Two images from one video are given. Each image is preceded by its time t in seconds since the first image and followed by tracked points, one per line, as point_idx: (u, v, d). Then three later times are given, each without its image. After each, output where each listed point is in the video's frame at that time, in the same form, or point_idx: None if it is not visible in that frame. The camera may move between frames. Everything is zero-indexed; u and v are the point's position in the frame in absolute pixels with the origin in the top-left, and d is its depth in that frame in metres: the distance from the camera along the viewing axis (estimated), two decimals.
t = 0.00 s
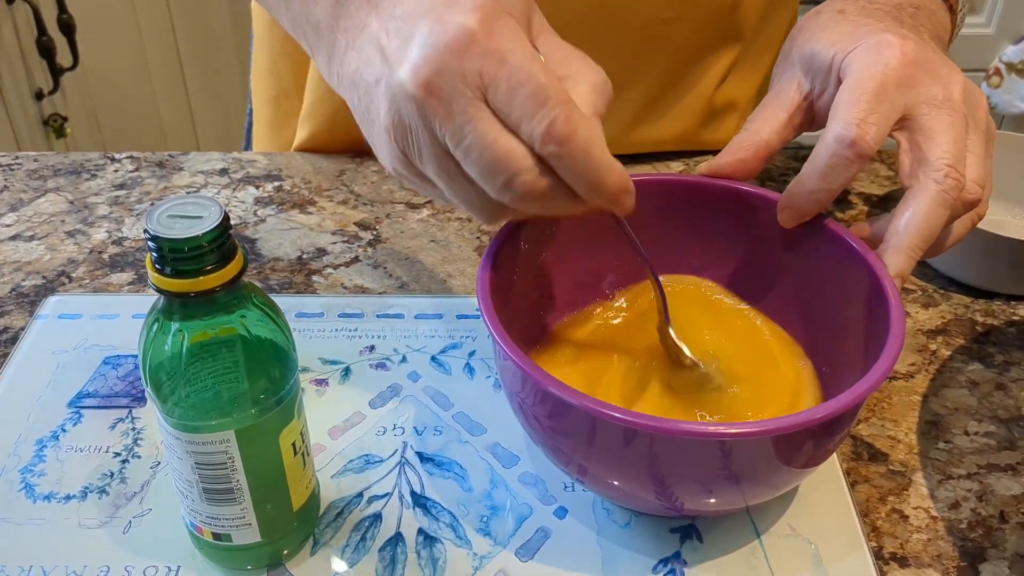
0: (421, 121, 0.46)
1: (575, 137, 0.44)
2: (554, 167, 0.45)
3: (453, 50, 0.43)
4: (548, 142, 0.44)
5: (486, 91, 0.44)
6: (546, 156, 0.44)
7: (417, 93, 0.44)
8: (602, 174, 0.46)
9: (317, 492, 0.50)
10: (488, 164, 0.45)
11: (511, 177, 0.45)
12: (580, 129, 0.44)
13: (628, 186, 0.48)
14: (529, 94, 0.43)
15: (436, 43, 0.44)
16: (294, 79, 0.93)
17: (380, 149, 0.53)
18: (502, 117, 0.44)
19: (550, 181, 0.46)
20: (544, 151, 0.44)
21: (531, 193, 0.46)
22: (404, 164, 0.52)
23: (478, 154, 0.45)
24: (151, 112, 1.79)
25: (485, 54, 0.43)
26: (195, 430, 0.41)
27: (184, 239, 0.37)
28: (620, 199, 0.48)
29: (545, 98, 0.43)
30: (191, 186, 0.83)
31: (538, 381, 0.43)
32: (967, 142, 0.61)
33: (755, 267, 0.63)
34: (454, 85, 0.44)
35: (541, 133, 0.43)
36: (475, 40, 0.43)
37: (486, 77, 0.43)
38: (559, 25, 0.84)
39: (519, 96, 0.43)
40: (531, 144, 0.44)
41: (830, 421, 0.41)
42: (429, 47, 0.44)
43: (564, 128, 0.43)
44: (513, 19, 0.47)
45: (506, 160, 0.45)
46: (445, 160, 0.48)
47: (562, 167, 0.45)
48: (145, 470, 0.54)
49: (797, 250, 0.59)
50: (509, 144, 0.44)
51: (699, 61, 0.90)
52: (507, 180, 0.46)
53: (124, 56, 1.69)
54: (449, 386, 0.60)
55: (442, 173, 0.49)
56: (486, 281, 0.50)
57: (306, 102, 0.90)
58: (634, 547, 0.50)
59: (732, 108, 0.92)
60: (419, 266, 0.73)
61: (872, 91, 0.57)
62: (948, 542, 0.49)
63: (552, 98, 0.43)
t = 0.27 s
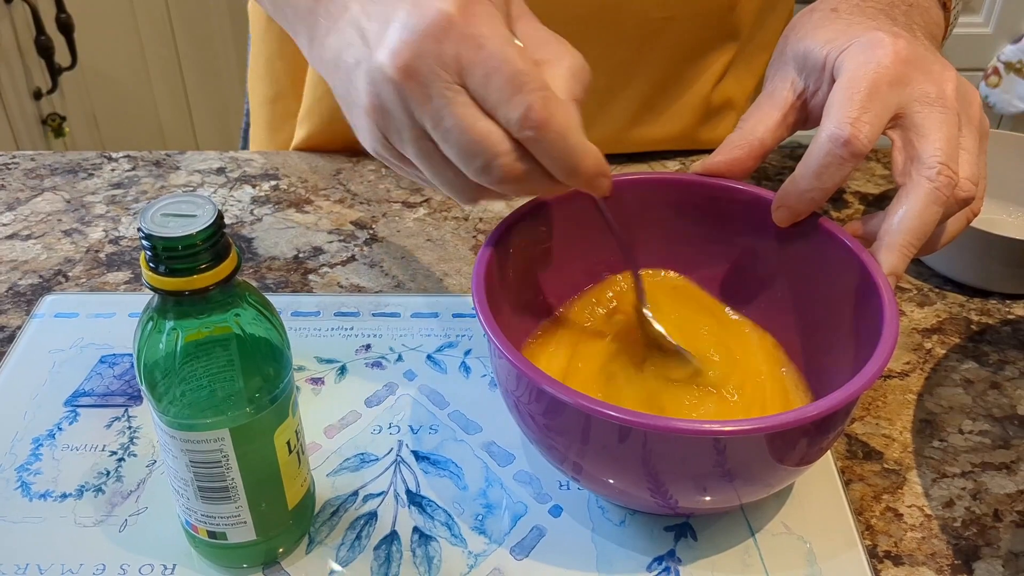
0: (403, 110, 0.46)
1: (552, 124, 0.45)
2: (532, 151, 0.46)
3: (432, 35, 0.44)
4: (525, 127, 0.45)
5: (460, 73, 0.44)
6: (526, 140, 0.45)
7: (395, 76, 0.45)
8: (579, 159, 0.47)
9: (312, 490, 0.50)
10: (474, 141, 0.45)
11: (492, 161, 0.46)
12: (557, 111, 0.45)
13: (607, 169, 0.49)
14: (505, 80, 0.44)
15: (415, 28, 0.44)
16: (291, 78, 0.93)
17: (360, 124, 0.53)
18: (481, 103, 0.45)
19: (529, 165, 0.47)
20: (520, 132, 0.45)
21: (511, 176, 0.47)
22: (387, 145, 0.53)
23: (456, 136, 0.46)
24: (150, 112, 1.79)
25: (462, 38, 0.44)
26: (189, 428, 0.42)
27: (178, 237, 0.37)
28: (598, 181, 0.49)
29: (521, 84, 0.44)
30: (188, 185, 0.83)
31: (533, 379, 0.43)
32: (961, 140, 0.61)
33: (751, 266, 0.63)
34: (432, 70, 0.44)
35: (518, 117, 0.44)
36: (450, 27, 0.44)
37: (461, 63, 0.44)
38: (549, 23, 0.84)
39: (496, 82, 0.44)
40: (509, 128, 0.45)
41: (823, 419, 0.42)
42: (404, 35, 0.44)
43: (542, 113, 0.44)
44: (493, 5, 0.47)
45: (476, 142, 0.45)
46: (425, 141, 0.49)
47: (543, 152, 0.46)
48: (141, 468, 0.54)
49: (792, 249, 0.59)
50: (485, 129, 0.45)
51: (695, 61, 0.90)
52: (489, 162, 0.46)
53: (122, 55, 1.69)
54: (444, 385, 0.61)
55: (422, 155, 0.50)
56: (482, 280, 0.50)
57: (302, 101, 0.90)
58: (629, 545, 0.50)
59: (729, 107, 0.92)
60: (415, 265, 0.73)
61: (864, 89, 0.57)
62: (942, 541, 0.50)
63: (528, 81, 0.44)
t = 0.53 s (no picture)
0: (367, 98, 0.45)
1: (516, 112, 0.44)
2: (497, 142, 0.46)
3: (395, 21, 0.42)
4: (487, 117, 0.44)
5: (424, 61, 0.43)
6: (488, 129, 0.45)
7: (360, 62, 0.43)
8: (541, 145, 0.46)
9: (312, 491, 0.50)
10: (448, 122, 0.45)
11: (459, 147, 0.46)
12: (521, 103, 0.44)
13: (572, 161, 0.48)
14: (469, 70, 0.42)
15: (379, 13, 0.42)
16: (290, 79, 0.93)
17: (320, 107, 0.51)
18: (445, 90, 0.44)
19: (490, 154, 0.47)
20: (485, 123, 0.44)
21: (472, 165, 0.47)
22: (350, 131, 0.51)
23: (418, 124, 0.45)
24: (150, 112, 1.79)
25: (425, 22, 0.42)
26: (189, 429, 0.42)
27: (178, 239, 0.37)
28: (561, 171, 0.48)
29: (484, 73, 0.43)
30: (188, 186, 0.83)
31: (533, 379, 0.43)
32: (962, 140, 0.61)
33: (751, 267, 0.63)
34: (395, 53, 0.43)
35: (481, 108, 0.43)
36: (414, 11, 0.42)
37: (425, 54, 0.43)
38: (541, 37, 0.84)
39: (460, 70, 0.42)
40: (471, 116, 0.44)
41: (823, 420, 0.42)
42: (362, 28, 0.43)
43: (505, 104, 0.43)
44: None
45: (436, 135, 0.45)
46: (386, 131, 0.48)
47: (504, 142, 0.45)
48: (140, 469, 0.54)
49: (792, 249, 0.60)
50: (444, 116, 0.44)
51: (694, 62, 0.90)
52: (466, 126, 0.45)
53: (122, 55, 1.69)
54: (444, 385, 0.61)
55: (384, 143, 0.49)
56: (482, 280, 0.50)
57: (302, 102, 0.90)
58: (629, 546, 0.50)
59: (731, 109, 0.93)
60: (414, 266, 0.73)
61: (866, 90, 0.57)
62: (941, 542, 0.50)
63: (492, 71, 0.43)
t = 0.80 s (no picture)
0: (322, 101, 0.44)
1: (474, 122, 0.44)
2: (450, 148, 0.46)
3: (354, 25, 0.41)
4: (444, 125, 0.44)
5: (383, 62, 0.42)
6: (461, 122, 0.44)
7: (312, 63, 0.42)
8: (500, 160, 0.47)
9: (306, 492, 0.50)
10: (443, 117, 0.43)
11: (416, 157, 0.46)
12: (478, 116, 0.44)
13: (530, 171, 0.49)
14: (427, 74, 0.42)
15: (335, 16, 0.41)
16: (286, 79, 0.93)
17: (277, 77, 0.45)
18: (401, 96, 0.43)
19: (446, 164, 0.47)
20: (444, 137, 0.45)
21: (427, 173, 0.47)
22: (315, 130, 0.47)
23: (370, 138, 0.45)
24: (147, 112, 1.79)
25: (384, 30, 0.42)
26: (182, 429, 0.41)
27: (170, 239, 0.37)
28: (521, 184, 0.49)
29: (441, 81, 0.43)
30: (184, 186, 0.83)
31: (529, 379, 0.43)
32: (960, 139, 0.60)
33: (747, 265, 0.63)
34: (352, 54, 0.42)
35: (438, 115, 0.43)
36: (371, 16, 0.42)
37: (381, 56, 0.42)
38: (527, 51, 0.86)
39: (417, 75, 0.42)
40: (427, 124, 0.44)
41: (819, 420, 0.41)
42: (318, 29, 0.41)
43: (460, 113, 0.43)
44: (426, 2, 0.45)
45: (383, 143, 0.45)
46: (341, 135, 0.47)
47: (464, 153, 0.46)
48: (134, 470, 0.54)
49: (789, 248, 0.59)
50: (400, 123, 0.44)
51: (694, 61, 0.90)
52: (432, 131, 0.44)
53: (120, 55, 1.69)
54: (439, 386, 0.60)
55: (340, 148, 0.48)
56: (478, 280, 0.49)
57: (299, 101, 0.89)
58: (624, 546, 0.50)
59: (727, 107, 0.92)
60: (410, 266, 0.73)
61: (864, 89, 0.57)
62: (937, 543, 0.49)
63: (450, 79, 0.43)
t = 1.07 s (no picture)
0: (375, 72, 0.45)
1: (491, 120, 0.45)
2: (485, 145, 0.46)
3: (373, 23, 0.44)
4: (460, 122, 0.45)
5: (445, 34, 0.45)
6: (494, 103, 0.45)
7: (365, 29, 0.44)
8: (516, 158, 0.47)
9: (303, 493, 0.50)
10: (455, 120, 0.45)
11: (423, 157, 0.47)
12: (497, 112, 0.45)
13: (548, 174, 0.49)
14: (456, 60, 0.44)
15: (355, 14, 0.45)
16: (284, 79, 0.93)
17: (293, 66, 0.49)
18: (417, 93, 0.46)
19: (463, 163, 0.48)
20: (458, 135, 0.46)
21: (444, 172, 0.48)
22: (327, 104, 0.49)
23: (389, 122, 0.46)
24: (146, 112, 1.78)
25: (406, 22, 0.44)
26: (178, 430, 0.41)
27: (166, 240, 0.37)
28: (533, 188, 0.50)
29: (459, 80, 0.44)
30: (182, 186, 0.82)
31: (527, 380, 0.42)
32: (959, 138, 0.60)
33: (745, 264, 0.63)
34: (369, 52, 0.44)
35: (454, 114, 0.45)
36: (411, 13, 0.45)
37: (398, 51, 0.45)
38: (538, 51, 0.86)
39: (433, 77, 0.45)
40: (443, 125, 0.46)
41: (817, 421, 0.41)
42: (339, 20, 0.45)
43: (477, 111, 0.45)
44: None
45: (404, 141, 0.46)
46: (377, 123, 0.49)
47: (476, 151, 0.46)
48: (131, 471, 0.54)
49: (787, 248, 0.59)
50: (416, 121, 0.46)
51: (690, 61, 0.90)
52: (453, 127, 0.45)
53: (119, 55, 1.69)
54: (436, 386, 0.60)
55: (356, 147, 0.50)
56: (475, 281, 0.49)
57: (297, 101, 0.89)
58: (622, 547, 0.50)
59: (724, 106, 0.92)
60: (408, 267, 0.72)
61: (862, 89, 0.57)
62: (935, 544, 0.49)
63: (468, 78, 0.45)
